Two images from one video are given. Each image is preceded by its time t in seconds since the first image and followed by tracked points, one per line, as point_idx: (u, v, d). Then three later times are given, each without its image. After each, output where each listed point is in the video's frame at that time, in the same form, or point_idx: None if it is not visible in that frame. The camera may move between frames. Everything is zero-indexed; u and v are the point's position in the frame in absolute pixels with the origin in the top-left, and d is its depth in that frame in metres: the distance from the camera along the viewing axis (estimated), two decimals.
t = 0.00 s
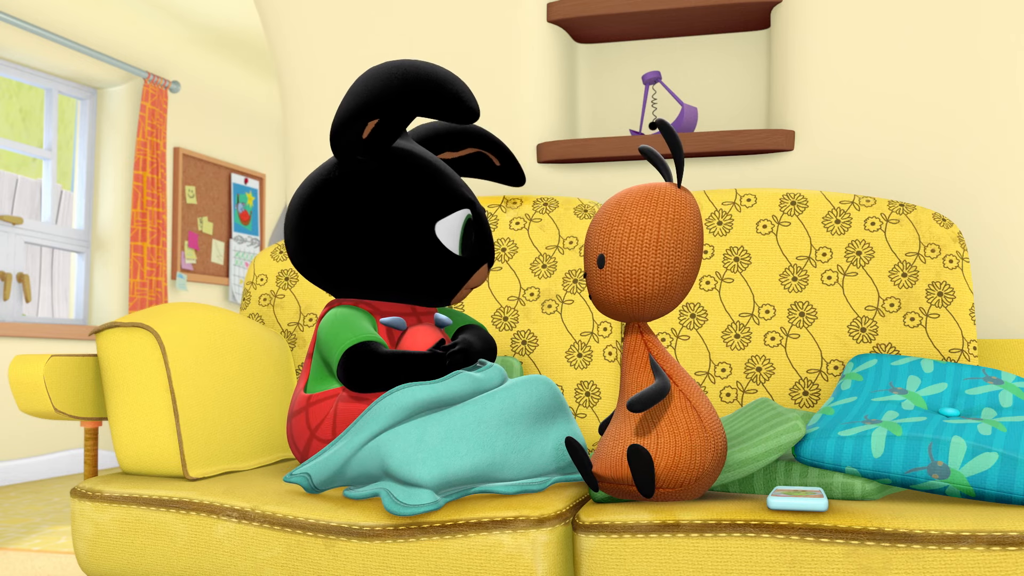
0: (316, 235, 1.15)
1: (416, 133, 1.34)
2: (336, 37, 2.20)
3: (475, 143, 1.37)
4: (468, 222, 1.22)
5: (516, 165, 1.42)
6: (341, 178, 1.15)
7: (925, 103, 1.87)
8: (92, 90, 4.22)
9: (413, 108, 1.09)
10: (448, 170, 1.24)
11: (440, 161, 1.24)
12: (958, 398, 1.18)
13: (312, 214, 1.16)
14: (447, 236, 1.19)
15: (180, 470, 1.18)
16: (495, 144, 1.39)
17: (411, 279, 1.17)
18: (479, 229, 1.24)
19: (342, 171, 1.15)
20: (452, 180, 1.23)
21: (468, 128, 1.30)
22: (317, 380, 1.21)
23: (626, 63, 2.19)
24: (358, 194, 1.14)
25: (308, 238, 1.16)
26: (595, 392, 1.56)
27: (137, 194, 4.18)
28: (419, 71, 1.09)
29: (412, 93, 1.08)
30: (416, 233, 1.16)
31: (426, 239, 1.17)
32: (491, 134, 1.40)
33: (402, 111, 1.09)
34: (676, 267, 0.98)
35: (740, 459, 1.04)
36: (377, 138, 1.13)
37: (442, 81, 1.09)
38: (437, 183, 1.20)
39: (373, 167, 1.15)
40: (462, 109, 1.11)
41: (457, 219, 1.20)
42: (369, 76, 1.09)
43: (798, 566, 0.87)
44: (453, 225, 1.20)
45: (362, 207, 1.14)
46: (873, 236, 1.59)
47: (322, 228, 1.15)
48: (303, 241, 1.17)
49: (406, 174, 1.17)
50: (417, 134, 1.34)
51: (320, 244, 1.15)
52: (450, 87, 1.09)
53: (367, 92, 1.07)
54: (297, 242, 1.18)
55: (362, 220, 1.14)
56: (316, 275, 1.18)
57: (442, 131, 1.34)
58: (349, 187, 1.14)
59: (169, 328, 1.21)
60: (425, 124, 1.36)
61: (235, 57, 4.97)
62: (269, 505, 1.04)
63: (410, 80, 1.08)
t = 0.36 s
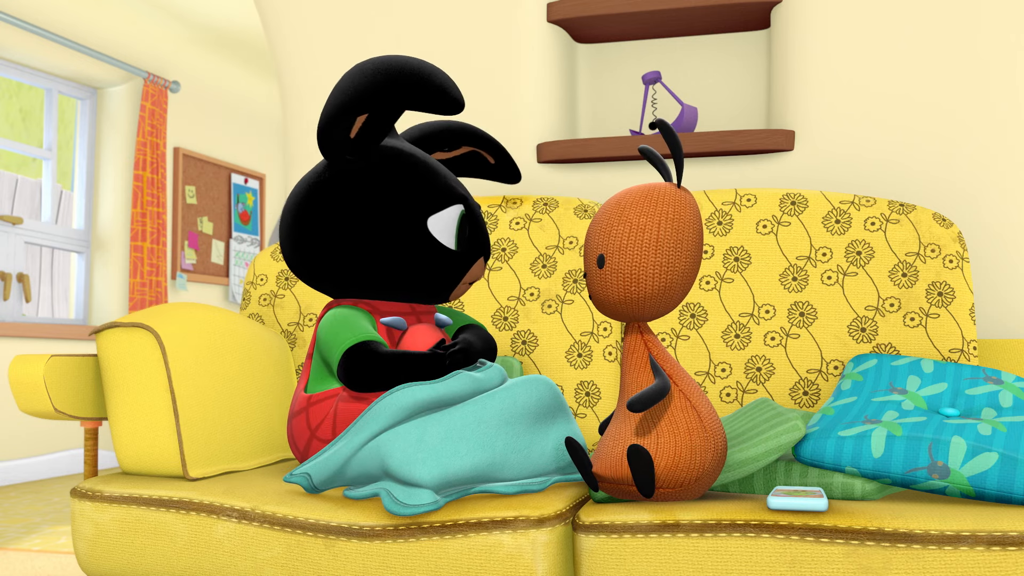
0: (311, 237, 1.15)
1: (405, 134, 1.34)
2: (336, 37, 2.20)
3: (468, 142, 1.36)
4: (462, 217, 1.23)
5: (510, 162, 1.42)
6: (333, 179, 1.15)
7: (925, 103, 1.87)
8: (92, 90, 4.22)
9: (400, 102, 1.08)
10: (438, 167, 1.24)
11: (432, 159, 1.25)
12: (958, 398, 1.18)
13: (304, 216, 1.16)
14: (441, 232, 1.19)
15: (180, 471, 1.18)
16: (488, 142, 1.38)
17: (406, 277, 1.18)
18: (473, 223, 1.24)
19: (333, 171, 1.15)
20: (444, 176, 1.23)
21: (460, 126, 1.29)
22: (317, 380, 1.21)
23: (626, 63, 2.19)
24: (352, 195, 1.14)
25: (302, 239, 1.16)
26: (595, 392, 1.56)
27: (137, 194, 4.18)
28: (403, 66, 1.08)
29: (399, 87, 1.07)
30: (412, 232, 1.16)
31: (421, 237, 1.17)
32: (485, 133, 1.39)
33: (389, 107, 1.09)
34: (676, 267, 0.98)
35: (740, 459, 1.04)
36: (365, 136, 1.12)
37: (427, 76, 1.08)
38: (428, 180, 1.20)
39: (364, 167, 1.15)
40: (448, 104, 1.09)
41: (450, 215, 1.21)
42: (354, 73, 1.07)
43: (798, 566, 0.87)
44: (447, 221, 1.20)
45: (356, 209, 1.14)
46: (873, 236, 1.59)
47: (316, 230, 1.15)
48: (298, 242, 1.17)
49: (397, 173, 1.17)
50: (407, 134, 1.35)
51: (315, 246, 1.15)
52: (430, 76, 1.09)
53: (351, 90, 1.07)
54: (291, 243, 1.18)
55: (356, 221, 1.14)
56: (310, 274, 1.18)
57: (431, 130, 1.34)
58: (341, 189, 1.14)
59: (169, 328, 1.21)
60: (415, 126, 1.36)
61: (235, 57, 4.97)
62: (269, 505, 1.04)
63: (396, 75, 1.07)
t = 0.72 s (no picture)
0: (308, 242, 1.15)
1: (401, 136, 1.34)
2: (336, 37, 2.20)
3: (466, 141, 1.36)
4: (452, 210, 1.21)
5: (511, 160, 1.41)
6: (322, 181, 1.15)
7: (925, 103, 1.87)
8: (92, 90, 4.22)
9: (378, 94, 1.09)
10: (426, 163, 1.23)
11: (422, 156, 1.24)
12: (958, 398, 1.18)
13: (297, 220, 1.16)
14: (430, 227, 1.18)
15: (180, 471, 1.18)
16: (487, 140, 1.38)
17: (399, 275, 1.17)
18: (466, 217, 1.22)
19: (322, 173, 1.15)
20: (433, 171, 1.22)
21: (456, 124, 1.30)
22: (317, 380, 1.21)
23: (626, 63, 2.19)
24: (341, 195, 1.14)
25: (296, 242, 1.16)
26: (595, 391, 1.56)
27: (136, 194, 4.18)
28: (376, 59, 1.09)
29: (375, 82, 1.08)
30: (403, 228, 1.16)
31: (411, 232, 1.16)
32: (484, 131, 1.38)
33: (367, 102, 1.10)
34: (676, 266, 0.98)
35: (740, 459, 1.04)
36: (348, 135, 1.13)
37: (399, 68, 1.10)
38: (417, 175, 1.19)
39: (350, 166, 1.16)
40: (418, 90, 1.12)
41: (441, 208, 1.19)
42: (329, 71, 1.08)
43: (799, 566, 0.87)
44: (436, 215, 1.18)
45: (346, 209, 1.14)
46: (873, 236, 1.59)
47: (309, 232, 1.15)
48: (292, 245, 1.17)
49: (385, 171, 1.17)
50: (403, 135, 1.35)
51: (311, 249, 1.15)
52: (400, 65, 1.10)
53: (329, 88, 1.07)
54: (285, 246, 1.18)
55: (347, 221, 1.14)
56: (305, 276, 1.19)
57: (428, 130, 1.34)
58: (333, 191, 1.15)
59: (169, 328, 1.21)
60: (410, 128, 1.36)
61: (235, 57, 4.97)
62: (269, 505, 1.04)
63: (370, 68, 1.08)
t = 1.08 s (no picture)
0: (314, 238, 1.15)
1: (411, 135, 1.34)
2: (336, 37, 2.20)
3: (477, 140, 1.36)
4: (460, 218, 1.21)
5: (520, 159, 1.42)
6: (331, 179, 1.15)
7: (925, 103, 1.87)
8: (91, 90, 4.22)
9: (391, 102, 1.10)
10: (439, 166, 1.23)
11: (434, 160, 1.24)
12: (958, 398, 1.18)
13: (304, 216, 1.16)
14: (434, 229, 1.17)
15: (180, 471, 1.18)
16: (497, 138, 1.37)
17: (404, 277, 1.16)
18: (473, 224, 1.23)
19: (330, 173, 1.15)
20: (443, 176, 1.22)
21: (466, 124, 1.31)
22: (317, 380, 1.21)
23: (626, 63, 2.19)
24: (350, 194, 1.14)
25: (302, 239, 1.16)
26: (595, 391, 1.56)
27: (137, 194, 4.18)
28: (389, 63, 1.09)
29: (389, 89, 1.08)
30: (410, 233, 1.16)
31: (418, 237, 1.16)
32: (493, 129, 1.38)
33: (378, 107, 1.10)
34: (676, 265, 0.98)
35: (740, 459, 1.04)
36: (359, 135, 1.13)
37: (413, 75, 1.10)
38: (427, 178, 1.19)
39: (361, 166, 1.16)
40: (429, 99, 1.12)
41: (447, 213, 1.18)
42: (340, 73, 1.07)
43: (798, 566, 0.87)
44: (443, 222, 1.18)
45: (377, 217, 1.15)
46: (873, 236, 1.59)
47: (315, 229, 1.15)
48: (297, 242, 1.17)
49: (395, 172, 1.17)
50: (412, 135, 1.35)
51: (316, 246, 1.15)
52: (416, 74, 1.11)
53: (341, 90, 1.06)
54: (291, 243, 1.18)
55: (355, 220, 1.14)
56: (309, 274, 1.19)
57: (437, 130, 1.34)
58: (342, 189, 1.15)
59: (169, 328, 1.21)
60: (419, 127, 1.36)
61: (235, 57, 4.97)
62: (269, 505, 1.04)
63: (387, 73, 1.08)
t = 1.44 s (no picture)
0: (329, 234, 1.15)
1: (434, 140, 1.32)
2: (335, 37, 2.20)
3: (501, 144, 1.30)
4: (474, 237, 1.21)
5: (542, 162, 1.37)
6: (353, 180, 1.14)
7: (925, 103, 1.87)
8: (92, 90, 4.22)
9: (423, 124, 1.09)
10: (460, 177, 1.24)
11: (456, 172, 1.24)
12: (958, 398, 1.18)
13: (321, 216, 1.16)
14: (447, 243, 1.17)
15: (180, 471, 1.18)
16: (520, 143, 1.31)
17: (417, 285, 1.17)
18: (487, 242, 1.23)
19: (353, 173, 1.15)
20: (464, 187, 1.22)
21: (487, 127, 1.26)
22: (318, 380, 1.20)
23: (626, 63, 2.19)
24: (370, 200, 1.14)
25: (316, 238, 1.17)
26: (595, 391, 1.56)
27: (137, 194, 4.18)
28: (429, 78, 1.09)
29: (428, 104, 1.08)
30: (424, 245, 1.15)
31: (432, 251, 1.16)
32: (517, 132, 1.31)
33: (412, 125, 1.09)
34: (672, 267, 0.98)
35: (740, 460, 1.04)
36: (390, 139, 1.10)
37: (452, 93, 1.10)
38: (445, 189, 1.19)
39: (386, 170, 1.15)
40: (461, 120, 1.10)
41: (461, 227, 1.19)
42: (379, 82, 1.07)
43: (798, 566, 0.87)
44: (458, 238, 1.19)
45: (393, 223, 1.14)
46: (873, 236, 1.59)
47: (331, 231, 1.15)
48: (312, 240, 1.17)
49: (417, 180, 1.16)
50: (432, 139, 1.33)
51: (330, 242, 1.15)
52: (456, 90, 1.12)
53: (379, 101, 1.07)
54: (306, 240, 1.18)
55: (371, 227, 1.14)
56: (323, 273, 1.19)
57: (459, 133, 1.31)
58: (362, 189, 1.14)
59: (169, 329, 1.21)
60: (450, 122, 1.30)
61: (235, 57, 4.97)
62: (269, 505, 1.04)
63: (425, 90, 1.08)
